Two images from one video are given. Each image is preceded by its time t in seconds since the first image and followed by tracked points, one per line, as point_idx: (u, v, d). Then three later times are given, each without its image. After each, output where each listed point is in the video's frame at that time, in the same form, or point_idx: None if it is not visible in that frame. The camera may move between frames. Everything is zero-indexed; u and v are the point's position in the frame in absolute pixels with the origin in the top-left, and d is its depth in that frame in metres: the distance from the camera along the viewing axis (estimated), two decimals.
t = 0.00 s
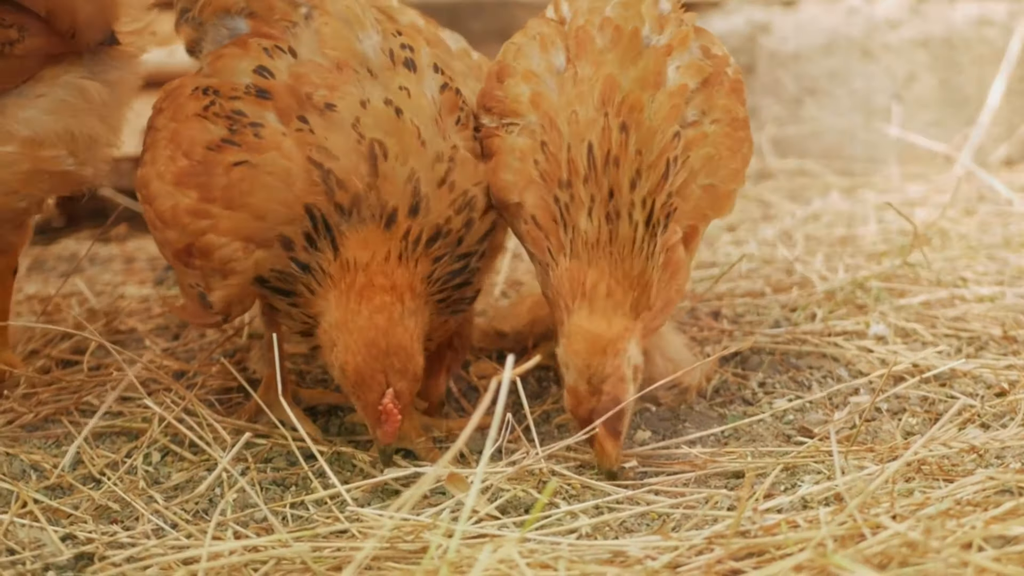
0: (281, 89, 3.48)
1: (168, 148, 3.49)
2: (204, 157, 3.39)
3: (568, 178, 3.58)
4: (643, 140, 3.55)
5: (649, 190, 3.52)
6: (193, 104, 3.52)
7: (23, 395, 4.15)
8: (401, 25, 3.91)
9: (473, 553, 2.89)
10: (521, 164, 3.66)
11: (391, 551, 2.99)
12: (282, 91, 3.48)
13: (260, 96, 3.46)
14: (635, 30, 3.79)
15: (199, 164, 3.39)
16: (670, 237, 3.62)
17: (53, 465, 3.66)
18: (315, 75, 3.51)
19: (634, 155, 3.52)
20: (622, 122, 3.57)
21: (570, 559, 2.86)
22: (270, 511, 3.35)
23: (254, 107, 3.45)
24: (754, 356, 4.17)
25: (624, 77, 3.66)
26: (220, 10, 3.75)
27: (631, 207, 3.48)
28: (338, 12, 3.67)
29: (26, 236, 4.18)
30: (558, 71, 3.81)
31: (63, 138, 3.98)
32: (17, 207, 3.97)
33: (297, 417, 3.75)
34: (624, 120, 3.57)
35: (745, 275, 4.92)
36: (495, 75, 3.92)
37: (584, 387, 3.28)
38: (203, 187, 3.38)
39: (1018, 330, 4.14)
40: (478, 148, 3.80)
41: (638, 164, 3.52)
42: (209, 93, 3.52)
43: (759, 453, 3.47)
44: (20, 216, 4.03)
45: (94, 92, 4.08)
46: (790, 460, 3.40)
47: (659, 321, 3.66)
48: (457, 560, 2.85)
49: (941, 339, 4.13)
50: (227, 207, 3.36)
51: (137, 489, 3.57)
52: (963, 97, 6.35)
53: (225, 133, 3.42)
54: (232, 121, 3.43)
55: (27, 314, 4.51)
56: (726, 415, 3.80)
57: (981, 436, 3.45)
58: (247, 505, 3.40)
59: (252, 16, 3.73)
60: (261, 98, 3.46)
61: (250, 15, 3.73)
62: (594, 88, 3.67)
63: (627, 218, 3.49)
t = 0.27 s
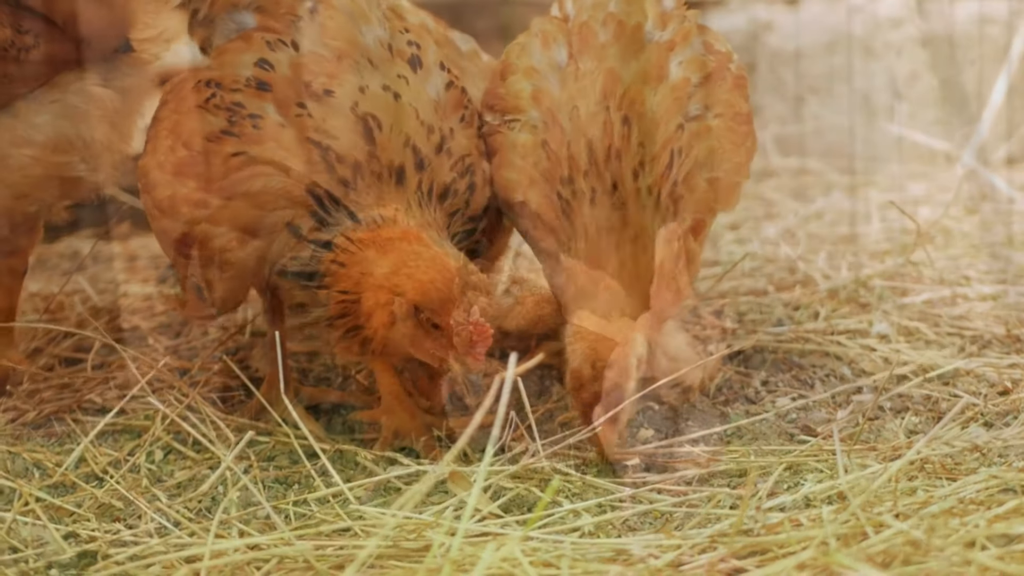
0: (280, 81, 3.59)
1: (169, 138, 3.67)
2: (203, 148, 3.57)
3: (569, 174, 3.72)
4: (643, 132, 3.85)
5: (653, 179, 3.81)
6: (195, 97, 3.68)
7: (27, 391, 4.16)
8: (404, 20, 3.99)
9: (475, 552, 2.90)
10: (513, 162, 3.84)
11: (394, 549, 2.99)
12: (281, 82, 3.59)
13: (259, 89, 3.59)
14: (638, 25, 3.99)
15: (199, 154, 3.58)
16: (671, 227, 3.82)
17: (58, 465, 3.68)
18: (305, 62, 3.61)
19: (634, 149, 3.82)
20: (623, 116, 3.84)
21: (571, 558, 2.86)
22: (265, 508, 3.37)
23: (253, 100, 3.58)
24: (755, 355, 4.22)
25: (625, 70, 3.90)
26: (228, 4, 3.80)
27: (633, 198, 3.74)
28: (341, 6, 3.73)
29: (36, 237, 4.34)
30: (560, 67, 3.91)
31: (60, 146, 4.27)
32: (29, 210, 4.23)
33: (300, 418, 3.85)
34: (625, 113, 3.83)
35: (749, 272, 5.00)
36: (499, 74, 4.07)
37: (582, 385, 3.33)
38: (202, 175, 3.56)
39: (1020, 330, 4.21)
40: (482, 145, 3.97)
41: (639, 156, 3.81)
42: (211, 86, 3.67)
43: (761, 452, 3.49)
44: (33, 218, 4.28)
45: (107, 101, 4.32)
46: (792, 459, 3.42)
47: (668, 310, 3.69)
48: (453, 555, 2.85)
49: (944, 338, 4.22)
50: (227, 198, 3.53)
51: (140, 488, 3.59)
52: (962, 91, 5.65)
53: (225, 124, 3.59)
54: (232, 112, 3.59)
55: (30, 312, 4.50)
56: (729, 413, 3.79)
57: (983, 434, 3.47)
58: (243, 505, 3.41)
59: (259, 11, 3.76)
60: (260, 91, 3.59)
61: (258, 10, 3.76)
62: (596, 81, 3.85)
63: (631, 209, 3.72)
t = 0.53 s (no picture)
0: (275, 77, 3.89)
1: (165, 135, 3.93)
2: (203, 146, 3.86)
3: (569, 175, 3.99)
4: (642, 132, 4.03)
5: (650, 182, 4.01)
6: (191, 94, 3.94)
7: (30, 387, 4.06)
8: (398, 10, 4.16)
9: (476, 551, 2.90)
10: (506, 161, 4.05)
11: (393, 547, 3.00)
12: (276, 79, 3.89)
13: (255, 85, 3.88)
14: (639, 24, 4.11)
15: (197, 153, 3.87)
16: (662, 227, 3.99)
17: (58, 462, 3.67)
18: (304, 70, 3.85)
19: (634, 150, 4.03)
20: (622, 116, 4.04)
21: (573, 557, 2.86)
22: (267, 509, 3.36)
23: (250, 97, 3.88)
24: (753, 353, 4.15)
25: (625, 70, 4.08)
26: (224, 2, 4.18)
27: (630, 199, 4.02)
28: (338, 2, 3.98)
29: (39, 236, 4.15)
30: (561, 65, 4.07)
31: (63, 146, 4.04)
32: (32, 209, 4.08)
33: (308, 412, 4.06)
34: (625, 116, 4.04)
35: (750, 272, 4.97)
36: (501, 69, 4.16)
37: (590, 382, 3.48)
38: (202, 175, 3.88)
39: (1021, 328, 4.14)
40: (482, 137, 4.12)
41: (637, 159, 4.03)
42: (206, 84, 3.95)
43: (762, 451, 3.47)
44: (37, 217, 4.11)
45: (110, 100, 4.08)
46: (793, 459, 3.41)
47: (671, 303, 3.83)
48: (456, 556, 2.84)
49: (945, 337, 4.21)
50: (228, 198, 3.86)
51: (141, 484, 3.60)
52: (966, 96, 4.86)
53: (222, 121, 3.87)
54: (228, 109, 3.89)
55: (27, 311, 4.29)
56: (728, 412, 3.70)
57: (983, 434, 3.48)
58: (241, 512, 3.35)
59: (253, 8, 4.10)
60: (255, 87, 3.89)
61: (252, 7, 4.10)
62: (596, 80, 4.06)
63: (627, 209, 4.00)
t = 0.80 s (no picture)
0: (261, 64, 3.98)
1: (153, 127, 3.97)
2: (189, 134, 3.99)
3: (568, 180, 3.79)
4: (642, 141, 3.69)
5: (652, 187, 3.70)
6: (178, 84, 3.96)
7: (29, 387, 4.15)
8: None
9: (474, 551, 3.21)
10: (506, 169, 3.90)
11: (394, 549, 3.25)
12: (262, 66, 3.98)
13: (240, 71, 3.98)
14: (637, 24, 3.66)
15: (183, 140, 4.00)
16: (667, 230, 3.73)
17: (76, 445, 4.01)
18: (292, 45, 3.97)
19: (633, 157, 3.70)
20: (621, 123, 3.69)
21: (568, 561, 3.17)
22: (268, 514, 3.53)
23: (236, 82, 3.98)
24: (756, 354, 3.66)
25: (623, 73, 3.67)
26: None
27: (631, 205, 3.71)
28: None
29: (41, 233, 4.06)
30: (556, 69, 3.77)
31: (62, 140, 3.99)
32: (31, 205, 4.02)
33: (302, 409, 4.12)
34: (624, 121, 3.69)
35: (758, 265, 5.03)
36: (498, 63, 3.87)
37: (589, 387, 3.65)
38: (192, 163, 4.03)
39: None
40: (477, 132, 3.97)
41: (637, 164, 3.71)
42: (191, 75, 3.97)
43: (761, 452, 3.55)
44: (36, 213, 4.04)
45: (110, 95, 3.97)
46: (791, 458, 3.54)
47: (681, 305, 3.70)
48: (458, 557, 3.19)
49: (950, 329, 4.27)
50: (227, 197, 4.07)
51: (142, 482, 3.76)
52: (965, 96, 3.47)
53: (207, 108, 4.00)
54: (214, 95, 3.99)
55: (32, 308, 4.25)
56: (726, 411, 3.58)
57: (981, 434, 3.51)
58: (248, 500, 3.63)
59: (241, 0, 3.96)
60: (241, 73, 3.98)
61: None
62: (591, 86, 3.72)
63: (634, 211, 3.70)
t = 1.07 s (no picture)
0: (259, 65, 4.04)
1: (153, 130, 4.04)
2: (189, 131, 4.07)
3: (568, 179, 3.98)
4: (643, 143, 3.84)
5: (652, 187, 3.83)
6: (177, 85, 4.03)
7: (29, 386, 4.22)
8: None
9: (474, 550, 3.15)
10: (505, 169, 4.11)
11: (395, 547, 3.19)
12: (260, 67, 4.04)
13: (238, 70, 4.03)
14: (637, 26, 3.86)
15: (183, 139, 4.08)
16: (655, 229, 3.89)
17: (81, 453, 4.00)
18: (292, 45, 4.05)
19: (635, 158, 3.85)
20: (621, 123, 3.87)
21: (571, 562, 3.09)
22: (265, 516, 3.47)
23: (237, 82, 4.03)
24: (754, 355, 3.63)
25: (623, 73, 3.86)
26: None
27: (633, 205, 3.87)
28: None
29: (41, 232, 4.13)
30: (559, 69, 3.99)
31: (62, 140, 4.03)
32: (31, 204, 4.07)
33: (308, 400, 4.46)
34: (625, 123, 3.86)
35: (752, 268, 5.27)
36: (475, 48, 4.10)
37: (590, 385, 3.87)
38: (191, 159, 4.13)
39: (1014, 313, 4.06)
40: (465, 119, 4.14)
41: (637, 163, 3.85)
42: (190, 75, 4.03)
43: (760, 451, 3.49)
44: (36, 211, 4.10)
45: (110, 93, 4.02)
46: (790, 458, 3.49)
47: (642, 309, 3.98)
48: (458, 561, 3.11)
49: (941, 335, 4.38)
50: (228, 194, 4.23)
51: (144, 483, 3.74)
52: (965, 96, 3.50)
53: (206, 108, 4.06)
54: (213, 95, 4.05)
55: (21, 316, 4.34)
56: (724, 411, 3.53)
57: (980, 433, 3.49)
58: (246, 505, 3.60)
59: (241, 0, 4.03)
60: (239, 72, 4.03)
61: None
62: (593, 85, 3.91)
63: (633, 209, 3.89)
